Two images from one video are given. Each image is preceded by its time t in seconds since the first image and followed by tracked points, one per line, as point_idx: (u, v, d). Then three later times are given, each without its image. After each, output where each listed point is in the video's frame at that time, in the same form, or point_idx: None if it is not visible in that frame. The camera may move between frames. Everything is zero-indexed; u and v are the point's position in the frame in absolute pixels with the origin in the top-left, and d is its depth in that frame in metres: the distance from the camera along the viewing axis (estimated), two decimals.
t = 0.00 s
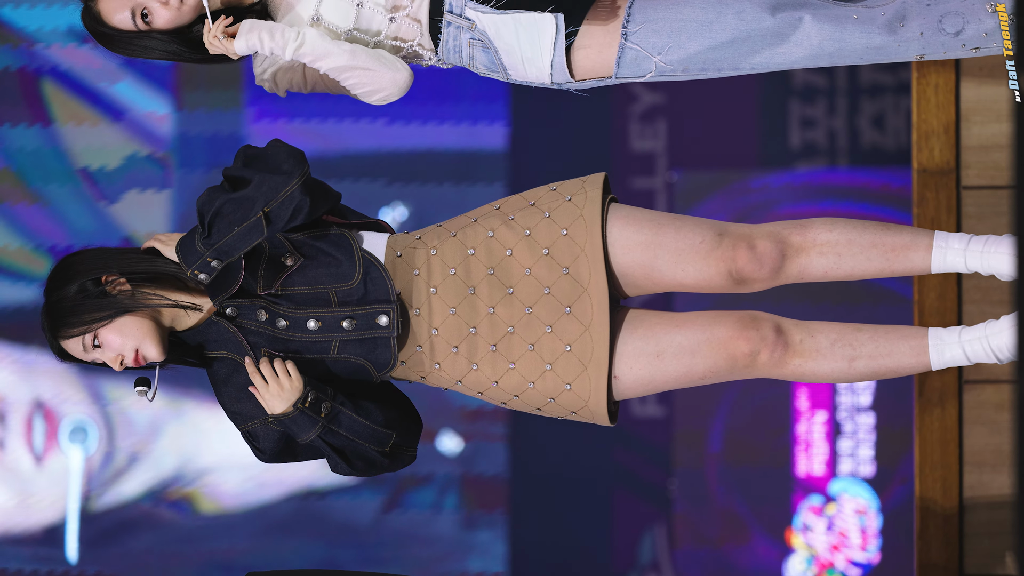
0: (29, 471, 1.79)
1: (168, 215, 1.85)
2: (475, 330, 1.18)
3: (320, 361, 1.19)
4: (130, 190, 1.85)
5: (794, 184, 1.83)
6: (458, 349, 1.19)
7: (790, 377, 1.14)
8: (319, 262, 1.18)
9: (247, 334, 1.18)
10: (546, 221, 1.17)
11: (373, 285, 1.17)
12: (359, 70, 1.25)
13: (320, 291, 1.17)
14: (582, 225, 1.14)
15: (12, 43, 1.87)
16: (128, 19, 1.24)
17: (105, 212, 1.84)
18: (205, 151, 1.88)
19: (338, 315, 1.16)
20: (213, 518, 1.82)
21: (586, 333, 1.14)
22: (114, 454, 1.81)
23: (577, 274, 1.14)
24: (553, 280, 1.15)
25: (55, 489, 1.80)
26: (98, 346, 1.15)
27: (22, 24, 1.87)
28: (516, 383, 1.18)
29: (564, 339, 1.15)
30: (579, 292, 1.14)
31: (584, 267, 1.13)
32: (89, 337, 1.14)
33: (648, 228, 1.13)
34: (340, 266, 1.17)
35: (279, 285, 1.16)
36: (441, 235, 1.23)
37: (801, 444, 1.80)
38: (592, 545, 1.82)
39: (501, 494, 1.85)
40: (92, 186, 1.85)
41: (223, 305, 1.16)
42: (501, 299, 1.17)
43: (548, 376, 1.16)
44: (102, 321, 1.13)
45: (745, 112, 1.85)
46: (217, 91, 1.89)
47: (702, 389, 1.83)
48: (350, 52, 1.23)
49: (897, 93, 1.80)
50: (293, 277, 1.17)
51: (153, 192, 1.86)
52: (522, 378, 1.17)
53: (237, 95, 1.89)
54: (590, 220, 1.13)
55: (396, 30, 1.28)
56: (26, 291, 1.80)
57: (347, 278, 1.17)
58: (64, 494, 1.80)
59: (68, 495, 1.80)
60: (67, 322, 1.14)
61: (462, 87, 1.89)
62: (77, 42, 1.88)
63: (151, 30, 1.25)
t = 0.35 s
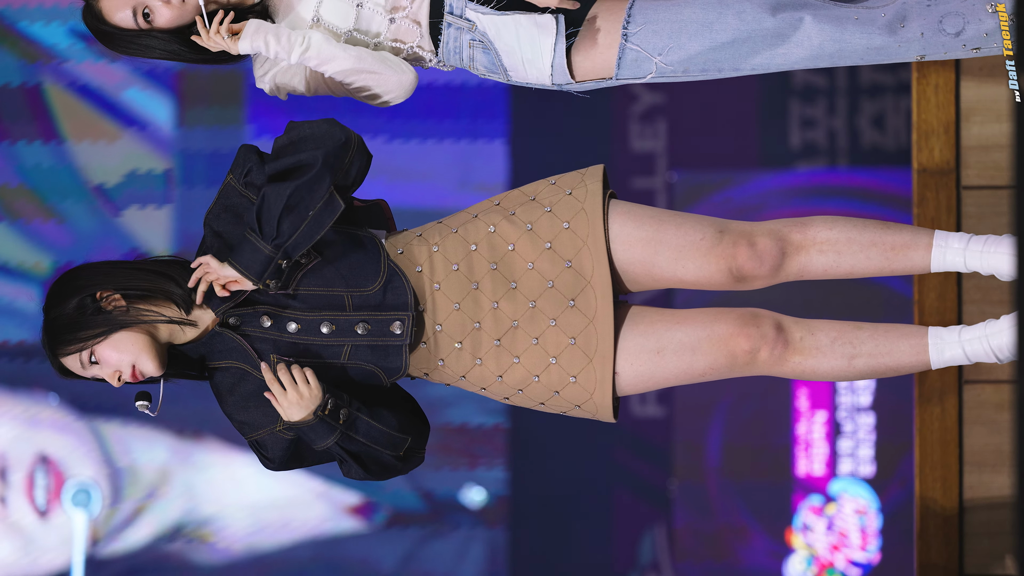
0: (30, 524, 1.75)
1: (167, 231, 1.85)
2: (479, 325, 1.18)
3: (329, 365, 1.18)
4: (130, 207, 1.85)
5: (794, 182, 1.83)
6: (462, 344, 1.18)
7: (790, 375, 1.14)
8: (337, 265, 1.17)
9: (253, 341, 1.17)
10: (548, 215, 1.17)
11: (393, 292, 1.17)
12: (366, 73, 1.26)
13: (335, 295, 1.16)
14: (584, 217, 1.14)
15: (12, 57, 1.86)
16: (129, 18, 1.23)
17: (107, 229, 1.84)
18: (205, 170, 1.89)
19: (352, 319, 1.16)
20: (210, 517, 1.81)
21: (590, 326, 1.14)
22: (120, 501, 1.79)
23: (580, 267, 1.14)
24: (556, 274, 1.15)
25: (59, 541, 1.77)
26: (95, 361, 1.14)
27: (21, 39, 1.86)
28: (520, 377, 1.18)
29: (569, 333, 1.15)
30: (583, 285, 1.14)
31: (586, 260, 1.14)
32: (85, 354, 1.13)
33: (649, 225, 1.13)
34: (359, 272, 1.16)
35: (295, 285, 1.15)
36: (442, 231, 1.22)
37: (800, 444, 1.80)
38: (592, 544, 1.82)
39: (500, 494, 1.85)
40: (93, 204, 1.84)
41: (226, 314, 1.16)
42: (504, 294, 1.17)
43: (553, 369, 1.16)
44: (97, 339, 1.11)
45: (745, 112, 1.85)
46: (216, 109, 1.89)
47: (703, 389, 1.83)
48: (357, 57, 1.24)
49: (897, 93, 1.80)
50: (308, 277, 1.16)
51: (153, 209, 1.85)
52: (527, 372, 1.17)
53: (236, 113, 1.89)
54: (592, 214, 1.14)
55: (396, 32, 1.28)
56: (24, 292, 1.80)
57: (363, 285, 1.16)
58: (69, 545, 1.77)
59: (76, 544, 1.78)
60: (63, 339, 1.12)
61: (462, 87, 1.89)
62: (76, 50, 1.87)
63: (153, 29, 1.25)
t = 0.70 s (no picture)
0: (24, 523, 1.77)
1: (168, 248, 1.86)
2: (480, 329, 1.17)
3: (330, 371, 1.18)
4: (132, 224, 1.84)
5: (794, 182, 1.83)
6: (464, 347, 1.18)
7: (790, 374, 1.14)
8: (338, 273, 1.16)
9: (255, 343, 1.18)
10: (549, 219, 1.17)
11: (388, 302, 1.15)
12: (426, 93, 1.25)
13: (334, 303, 1.16)
14: (585, 221, 1.14)
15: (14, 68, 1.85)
16: (131, 18, 1.22)
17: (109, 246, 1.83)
18: (206, 186, 1.88)
19: (350, 329, 1.16)
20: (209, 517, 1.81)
21: (591, 329, 1.14)
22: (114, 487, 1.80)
23: (581, 271, 1.14)
24: (558, 277, 1.15)
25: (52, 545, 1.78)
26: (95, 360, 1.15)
27: (22, 49, 1.86)
28: (521, 380, 1.18)
29: (569, 336, 1.15)
30: (584, 288, 1.14)
31: (588, 263, 1.14)
32: (85, 353, 1.14)
33: (649, 225, 1.13)
34: (356, 280, 1.16)
35: (296, 291, 1.15)
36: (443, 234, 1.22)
37: (801, 444, 1.80)
38: (592, 544, 1.82)
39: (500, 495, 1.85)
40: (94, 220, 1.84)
41: (227, 318, 1.16)
42: (506, 298, 1.17)
43: (554, 372, 1.16)
44: (98, 338, 1.12)
45: (745, 112, 1.85)
46: (217, 125, 1.88)
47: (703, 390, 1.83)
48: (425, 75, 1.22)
49: (897, 93, 1.80)
50: (309, 283, 1.16)
51: (153, 225, 1.85)
52: (528, 374, 1.17)
53: (236, 129, 1.88)
54: (593, 218, 1.14)
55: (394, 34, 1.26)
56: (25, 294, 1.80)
57: (362, 293, 1.16)
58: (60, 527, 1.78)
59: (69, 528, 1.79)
60: (63, 339, 1.12)
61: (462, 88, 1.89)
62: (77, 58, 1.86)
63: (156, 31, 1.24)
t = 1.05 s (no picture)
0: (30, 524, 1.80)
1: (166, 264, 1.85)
2: (476, 330, 1.18)
3: (324, 367, 1.17)
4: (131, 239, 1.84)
5: (794, 183, 1.83)
6: (460, 348, 1.18)
7: (790, 375, 1.14)
8: (337, 267, 1.16)
9: (252, 338, 1.18)
10: (547, 220, 1.17)
11: (388, 298, 1.15)
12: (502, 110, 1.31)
13: (332, 297, 1.16)
14: (583, 224, 1.14)
15: (12, 90, 1.85)
16: (137, 11, 1.23)
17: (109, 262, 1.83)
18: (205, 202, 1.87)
19: (348, 323, 1.15)
20: (214, 516, 1.83)
21: (587, 332, 1.14)
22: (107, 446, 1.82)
23: (578, 274, 1.14)
24: (555, 280, 1.15)
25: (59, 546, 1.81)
26: (93, 354, 1.16)
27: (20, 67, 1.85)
28: (516, 383, 1.18)
29: (566, 339, 1.15)
30: (581, 292, 1.14)
31: (585, 266, 1.14)
32: (83, 347, 1.14)
33: (649, 227, 1.13)
34: (355, 274, 1.16)
35: (293, 285, 1.15)
36: (442, 233, 1.22)
37: (801, 444, 1.80)
38: (592, 544, 1.82)
39: (501, 494, 1.85)
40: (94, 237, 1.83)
41: (224, 311, 1.16)
42: (503, 299, 1.17)
43: (549, 375, 1.16)
44: (95, 333, 1.13)
45: (745, 113, 1.85)
46: (215, 140, 1.87)
47: (703, 390, 1.83)
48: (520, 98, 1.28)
49: (897, 93, 1.80)
50: (307, 277, 1.16)
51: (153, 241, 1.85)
52: (523, 377, 1.17)
53: (235, 143, 1.87)
54: (592, 221, 1.14)
55: (398, 38, 1.27)
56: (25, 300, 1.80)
57: (361, 288, 1.15)
58: (55, 495, 1.81)
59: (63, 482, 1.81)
60: (62, 332, 1.13)
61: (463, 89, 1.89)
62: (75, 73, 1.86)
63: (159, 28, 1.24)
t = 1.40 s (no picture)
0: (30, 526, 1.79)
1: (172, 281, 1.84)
2: (473, 329, 1.18)
3: (319, 361, 1.18)
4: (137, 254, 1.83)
5: (794, 183, 1.83)
6: (456, 347, 1.18)
7: (790, 374, 1.14)
8: (330, 259, 1.17)
9: (251, 331, 1.19)
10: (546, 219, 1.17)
11: (379, 290, 1.16)
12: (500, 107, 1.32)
13: (327, 289, 1.17)
14: (581, 224, 1.14)
15: (11, 105, 1.84)
16: (133, 16, 1.23)
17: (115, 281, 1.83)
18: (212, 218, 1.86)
19: (342, 316, 1.17)
20: (213, 516, 1.83)
21: (584, 332, 1.14)
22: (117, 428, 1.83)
23: (575, 273, 1.14)
24: (552, 279, 1.15)
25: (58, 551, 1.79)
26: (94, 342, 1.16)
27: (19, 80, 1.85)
28: (514, 380, 1.19)
29: (562, 339, 1.15)
30: (577, 291, 1.14)
31: (582, 266, 1.13)
32: (84, 333, 1.15)
33: (649, 226, 1.13)
34: (349, 265, 1.17)
35: (289, 278, 1.17)
36: (440, 231, 1.21)
37: (801, 444, 1.80)
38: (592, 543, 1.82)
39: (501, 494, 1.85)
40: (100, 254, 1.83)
41: (224, 304, 1.17)
42: (499, 297, 1.17)
43: (546, 374, 1.17)
44: (98, 314, 1.14)
45: (745, 113, 1.85)
46: (220, 155, 1.87)
47: (703, 390, 1.83)
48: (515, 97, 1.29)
49: (897, 94, 1.80)
50: (302, 270, 1.17)
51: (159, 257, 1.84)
52: (521, 376, 1.18)
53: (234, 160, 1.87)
54: (591, 222, 1.14)
55: (395, 46, 1.27)
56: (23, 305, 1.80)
57: (355, 280, 1.17)
58: (56, 498, 1.80)
59: (71, 461, 1.81)
60: (64, 316, 1.14)
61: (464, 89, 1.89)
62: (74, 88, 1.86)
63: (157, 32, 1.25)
